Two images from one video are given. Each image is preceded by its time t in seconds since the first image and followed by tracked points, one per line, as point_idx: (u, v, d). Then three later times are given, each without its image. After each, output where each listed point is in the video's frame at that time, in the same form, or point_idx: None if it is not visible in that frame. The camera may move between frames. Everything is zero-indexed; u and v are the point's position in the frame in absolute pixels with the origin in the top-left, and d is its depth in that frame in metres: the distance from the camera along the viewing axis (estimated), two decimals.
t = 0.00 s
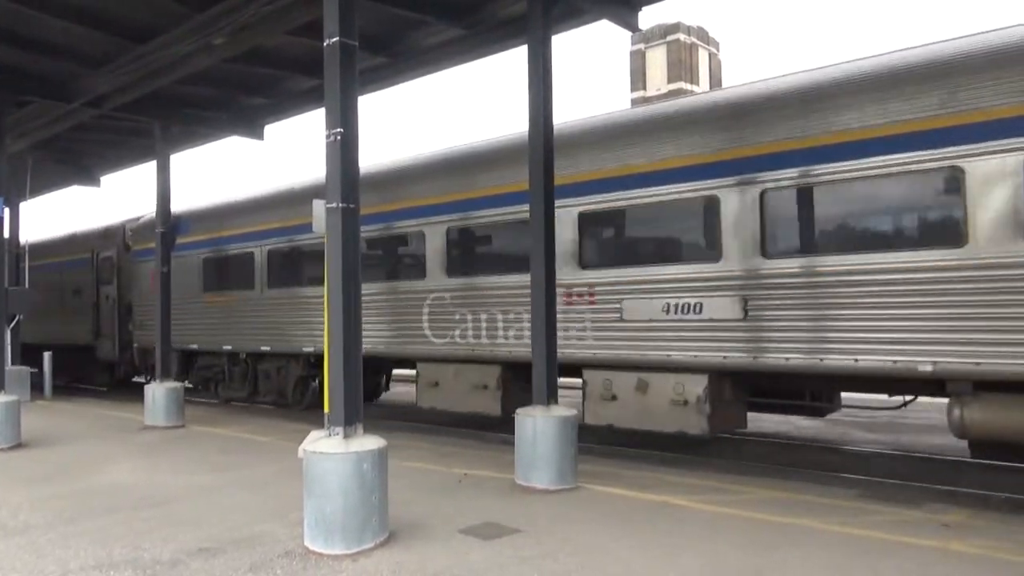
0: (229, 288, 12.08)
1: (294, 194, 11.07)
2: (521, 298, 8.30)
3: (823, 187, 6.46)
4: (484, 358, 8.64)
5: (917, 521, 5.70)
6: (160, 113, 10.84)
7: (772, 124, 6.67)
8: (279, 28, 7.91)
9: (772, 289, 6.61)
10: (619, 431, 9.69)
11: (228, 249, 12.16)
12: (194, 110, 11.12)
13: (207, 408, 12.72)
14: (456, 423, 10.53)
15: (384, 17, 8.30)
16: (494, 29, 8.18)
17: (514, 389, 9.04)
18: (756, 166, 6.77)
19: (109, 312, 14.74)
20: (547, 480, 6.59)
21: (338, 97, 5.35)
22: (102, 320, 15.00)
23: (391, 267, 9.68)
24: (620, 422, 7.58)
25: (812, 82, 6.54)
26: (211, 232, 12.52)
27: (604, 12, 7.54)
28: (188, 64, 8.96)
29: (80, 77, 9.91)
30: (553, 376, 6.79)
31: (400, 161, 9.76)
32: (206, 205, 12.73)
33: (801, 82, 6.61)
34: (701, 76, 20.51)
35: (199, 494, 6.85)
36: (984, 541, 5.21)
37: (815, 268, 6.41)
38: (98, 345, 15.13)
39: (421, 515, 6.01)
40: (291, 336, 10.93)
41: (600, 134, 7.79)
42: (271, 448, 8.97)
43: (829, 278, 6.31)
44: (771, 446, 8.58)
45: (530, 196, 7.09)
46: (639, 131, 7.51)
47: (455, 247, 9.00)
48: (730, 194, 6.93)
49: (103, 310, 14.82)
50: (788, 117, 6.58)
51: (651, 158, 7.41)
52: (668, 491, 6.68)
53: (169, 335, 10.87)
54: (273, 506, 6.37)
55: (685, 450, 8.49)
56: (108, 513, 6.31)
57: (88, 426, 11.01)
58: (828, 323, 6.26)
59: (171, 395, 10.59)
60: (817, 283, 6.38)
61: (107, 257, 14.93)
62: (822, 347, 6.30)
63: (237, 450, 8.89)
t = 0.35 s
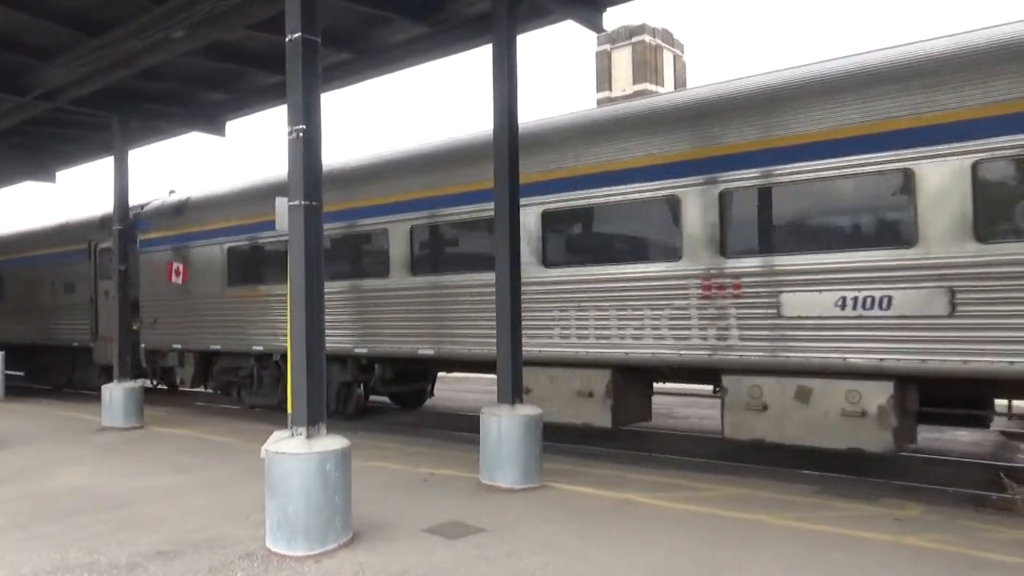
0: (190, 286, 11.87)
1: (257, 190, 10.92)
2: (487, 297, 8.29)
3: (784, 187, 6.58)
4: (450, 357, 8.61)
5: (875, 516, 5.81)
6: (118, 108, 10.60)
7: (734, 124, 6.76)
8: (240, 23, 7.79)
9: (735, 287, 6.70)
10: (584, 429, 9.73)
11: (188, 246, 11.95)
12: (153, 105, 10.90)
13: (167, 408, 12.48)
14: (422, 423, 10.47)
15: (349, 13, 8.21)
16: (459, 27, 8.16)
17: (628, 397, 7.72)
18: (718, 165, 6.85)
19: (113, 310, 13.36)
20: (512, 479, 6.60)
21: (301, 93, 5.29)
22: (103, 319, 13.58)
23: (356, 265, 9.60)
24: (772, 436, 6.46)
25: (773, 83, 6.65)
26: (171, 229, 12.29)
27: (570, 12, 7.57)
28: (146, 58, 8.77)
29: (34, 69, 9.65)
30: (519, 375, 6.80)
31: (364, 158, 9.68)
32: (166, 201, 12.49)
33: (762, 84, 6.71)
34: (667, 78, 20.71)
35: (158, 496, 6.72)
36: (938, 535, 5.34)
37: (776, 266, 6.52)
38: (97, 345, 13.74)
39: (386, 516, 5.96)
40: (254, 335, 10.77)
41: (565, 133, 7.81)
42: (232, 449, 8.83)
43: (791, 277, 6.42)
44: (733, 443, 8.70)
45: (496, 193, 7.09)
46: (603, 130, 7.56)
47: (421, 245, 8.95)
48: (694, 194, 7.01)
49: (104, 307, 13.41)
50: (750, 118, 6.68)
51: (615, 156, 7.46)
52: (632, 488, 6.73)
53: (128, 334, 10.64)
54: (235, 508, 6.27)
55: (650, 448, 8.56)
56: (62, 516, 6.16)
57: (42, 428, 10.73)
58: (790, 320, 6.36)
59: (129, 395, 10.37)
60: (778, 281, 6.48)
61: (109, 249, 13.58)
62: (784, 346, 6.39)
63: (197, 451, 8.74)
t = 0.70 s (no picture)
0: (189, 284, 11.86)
1: (256, 188, 10.93)
2: (486, 296, 8.29)
3: (783, 186, 6.56)
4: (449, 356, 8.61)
5: (873, 516, 5.82)
6: (118, 105, 10.60)
7: (732, 124, 6.75)
8: (240, 20, 7.78)
9: (734, 287, 6.69)
10: (583, 429, 9.73)
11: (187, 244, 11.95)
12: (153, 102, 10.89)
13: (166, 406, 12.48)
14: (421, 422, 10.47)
15: (349, 12, 8.20)
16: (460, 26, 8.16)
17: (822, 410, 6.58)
18: (717, 165, 6.84)
19: (167, 307, 12.21)
20: (512, 478, 6.59)
21: (302, 91, 5.28)
22: (155, 317, 12.44)
23: (355, 264, 9.59)
24: None
25: (772, 84, 6.65)
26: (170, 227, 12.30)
27: (570, 11, 7.57)
28: (146, 55, 8.77)
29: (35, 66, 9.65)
30: (518, 374, 6.80)
31: (364, 157, 9.67)
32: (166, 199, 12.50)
33: (761, 84, 6.71)
34: (667, 78, 20.70)
35: (157, 494, 6.72)
36: (936, 535, 5.35)
37: (775, 266, 6.52)
38: (146, 344, 12.61)
39: (385, 514, 5.96)
40: (254, 333, 10.77)
41: (565, 133, 7.82)
42: (231, 447, 8.82)
43: (790, 277, 6.42)
44: (732, 443, 8.70)
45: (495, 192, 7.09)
46: (603, 130, 7.55)
47: (420, 243, 8.94)
48: (693, 193, 7.00)
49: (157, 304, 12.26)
50: (749, 117, 6.67)
51: (614, 156, 7.44)
52: (630, 488, 6.73)
53: (127, 332, 10.64)
54: (233, 506, 6.26)
55: (649, 447, 8.56)
56: (61, 514, 6.16)
57: (41, 425, 10.73)
58: (789, 320, 6.36)
59: (128, 393, 10.37)
60: (777, 281, 6.48)
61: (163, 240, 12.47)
62: (783, 346, 6.39)
63: (196, 449, 8.74)
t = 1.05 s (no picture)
0: (198, 282, 11.92)
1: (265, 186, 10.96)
2: (494, 294, 8.29)
3: (792, 183, 6.53)
4: (458, 353, 8.62)
5: (884, 514, 5.79)
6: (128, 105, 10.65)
7: (741, 120, 6.73)
8: (248, 19, 7.80)
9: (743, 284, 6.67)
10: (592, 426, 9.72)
11: (196, 242, 12.01)
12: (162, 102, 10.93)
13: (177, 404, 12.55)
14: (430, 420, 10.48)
15: (357, 10, 8.22)
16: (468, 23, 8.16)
17: None
18: (725, 162, 6.82)
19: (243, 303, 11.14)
20: (521, 475, 6.59)
21: (310, 90, 5.29)
22: (228, 313, 11.41)
23: (364, 262, 9.61)
24: None
25: (780, 80, 6.62)
26: (179, 225, 12.36)
27: (578, 7, 7.55)
28: (155, 55, 8.81)
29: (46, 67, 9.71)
30: (527, 371, 6.80)
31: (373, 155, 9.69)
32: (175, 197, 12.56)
33: (769, 81, 6.69)
34: (675, 75, 20.64)
35: (168, 492, 6.76)
36: (948, 533, 5.32)
37: (784, 262, 6.49)
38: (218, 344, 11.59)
39: (394, 512, 5.97)
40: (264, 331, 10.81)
41: (572, 131, 7.81)
42: (241, 445, 8.86)
43: (799, 274, 6.39)
44: (742, 441, 8.67)
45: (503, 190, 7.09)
46: (610, 127, 7.54)
47: (429, 241, 8.94)
48: (701, 190, 6.98)
49: (232, 299, 11.21)
50: (756, 114, 6.65)
51: (622, 153, 7.43)
52: (640, 485, 6.72)
53: (138, 330, 10.69)
54: (244, 504, 6.29)
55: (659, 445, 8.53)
56: (74, 511, 6.21)
57: (53, 423, 10.81)
58: (798, 317, 6.33)
59: (139, 391, 10.43)
60: (786, 278, 6.45)
61: (236, 232, 11.42)
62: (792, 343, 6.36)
63: (206, 447, 8.78)
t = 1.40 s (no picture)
0: (204, 281, 11.95)
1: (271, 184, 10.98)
2: (499, 290, 8.30)
3: (796, 178, 6.52)
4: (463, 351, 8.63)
5: (890, 509, 5.79)
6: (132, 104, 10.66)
7: (744, 116, 6.71)
8: (251, 18, 7.82)
9: (748, 280, 6.66)
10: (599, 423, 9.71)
11: (201, 241, 12.03)
12: (166, 102, 10.95)
13: (183, 403, 12.60)
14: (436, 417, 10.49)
15: (361, 8, 8.22)
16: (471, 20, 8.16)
17: None
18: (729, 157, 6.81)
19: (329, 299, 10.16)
20: (526, 473, 6.60)
21: (314, 89, 5.30)
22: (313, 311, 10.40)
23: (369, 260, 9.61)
24: None
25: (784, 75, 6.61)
26: (184, 224, 12.39)
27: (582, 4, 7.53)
28: (159, 55, 8.82)
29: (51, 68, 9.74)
30: (532, 368, 6.80)
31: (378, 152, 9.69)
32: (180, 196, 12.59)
33: (773, 76, 6.67)
34: (680, 70, 20.58)
35: (175, 490, 6.78)
36: (954, 528, 5.31)
37: (789, 258, 6.48)
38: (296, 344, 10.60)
39: (400, 509, 5.99)
40: (270, 329, 10.85)
41: (576, 127, 7.81)
42: (248, 443, 8.89)
43: (805, 270, 6.38)
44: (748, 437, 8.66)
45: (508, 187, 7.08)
46: (614, 123, 7.53)
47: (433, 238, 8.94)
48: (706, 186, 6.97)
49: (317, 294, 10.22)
50: (760, 109, 6.63)
51: (626, 150, 7.42)
52: (645, 481, 6.72)
53: (144, 330, 10.73)
54: (251, 502, 6.31)
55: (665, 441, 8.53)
56: (81, 510, 6.24)
57: (61, 422, 10.87)
58: (803, 313, 6.32)
59: (145, 391, 10.47)
60: (792, 273, 6.44)
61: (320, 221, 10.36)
62: (796, 339, 6.35)
63: (213, 445, 8.82)
